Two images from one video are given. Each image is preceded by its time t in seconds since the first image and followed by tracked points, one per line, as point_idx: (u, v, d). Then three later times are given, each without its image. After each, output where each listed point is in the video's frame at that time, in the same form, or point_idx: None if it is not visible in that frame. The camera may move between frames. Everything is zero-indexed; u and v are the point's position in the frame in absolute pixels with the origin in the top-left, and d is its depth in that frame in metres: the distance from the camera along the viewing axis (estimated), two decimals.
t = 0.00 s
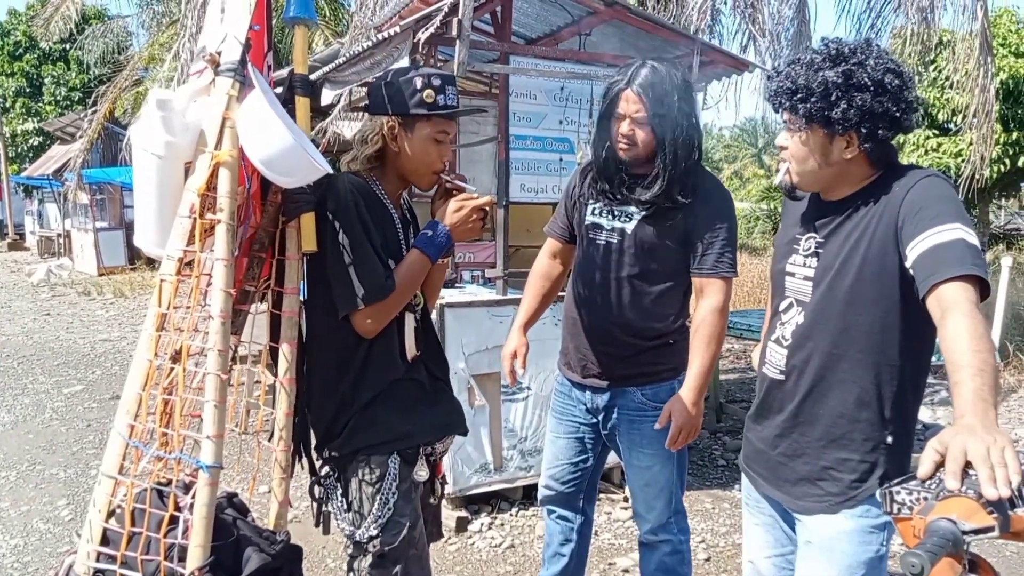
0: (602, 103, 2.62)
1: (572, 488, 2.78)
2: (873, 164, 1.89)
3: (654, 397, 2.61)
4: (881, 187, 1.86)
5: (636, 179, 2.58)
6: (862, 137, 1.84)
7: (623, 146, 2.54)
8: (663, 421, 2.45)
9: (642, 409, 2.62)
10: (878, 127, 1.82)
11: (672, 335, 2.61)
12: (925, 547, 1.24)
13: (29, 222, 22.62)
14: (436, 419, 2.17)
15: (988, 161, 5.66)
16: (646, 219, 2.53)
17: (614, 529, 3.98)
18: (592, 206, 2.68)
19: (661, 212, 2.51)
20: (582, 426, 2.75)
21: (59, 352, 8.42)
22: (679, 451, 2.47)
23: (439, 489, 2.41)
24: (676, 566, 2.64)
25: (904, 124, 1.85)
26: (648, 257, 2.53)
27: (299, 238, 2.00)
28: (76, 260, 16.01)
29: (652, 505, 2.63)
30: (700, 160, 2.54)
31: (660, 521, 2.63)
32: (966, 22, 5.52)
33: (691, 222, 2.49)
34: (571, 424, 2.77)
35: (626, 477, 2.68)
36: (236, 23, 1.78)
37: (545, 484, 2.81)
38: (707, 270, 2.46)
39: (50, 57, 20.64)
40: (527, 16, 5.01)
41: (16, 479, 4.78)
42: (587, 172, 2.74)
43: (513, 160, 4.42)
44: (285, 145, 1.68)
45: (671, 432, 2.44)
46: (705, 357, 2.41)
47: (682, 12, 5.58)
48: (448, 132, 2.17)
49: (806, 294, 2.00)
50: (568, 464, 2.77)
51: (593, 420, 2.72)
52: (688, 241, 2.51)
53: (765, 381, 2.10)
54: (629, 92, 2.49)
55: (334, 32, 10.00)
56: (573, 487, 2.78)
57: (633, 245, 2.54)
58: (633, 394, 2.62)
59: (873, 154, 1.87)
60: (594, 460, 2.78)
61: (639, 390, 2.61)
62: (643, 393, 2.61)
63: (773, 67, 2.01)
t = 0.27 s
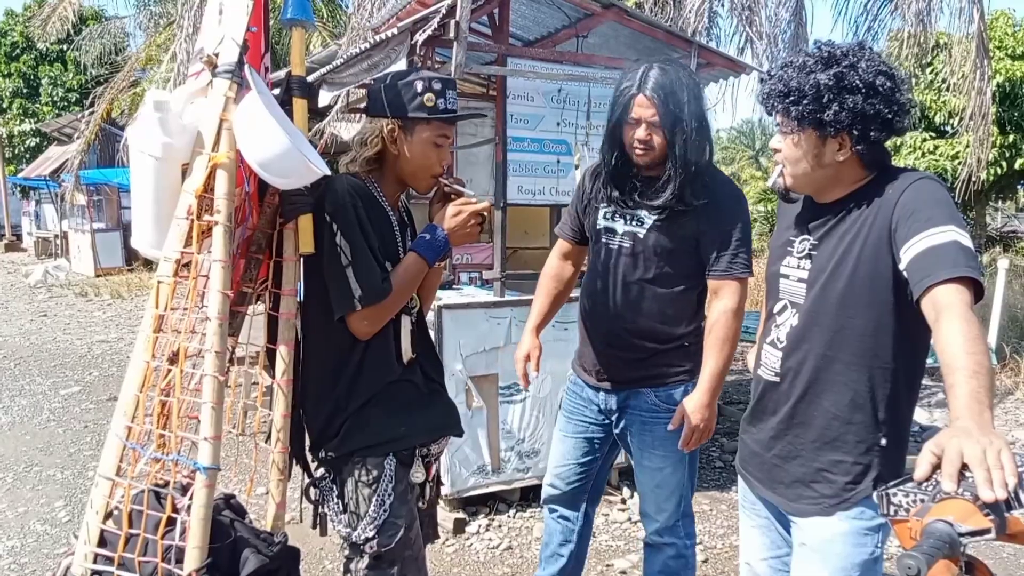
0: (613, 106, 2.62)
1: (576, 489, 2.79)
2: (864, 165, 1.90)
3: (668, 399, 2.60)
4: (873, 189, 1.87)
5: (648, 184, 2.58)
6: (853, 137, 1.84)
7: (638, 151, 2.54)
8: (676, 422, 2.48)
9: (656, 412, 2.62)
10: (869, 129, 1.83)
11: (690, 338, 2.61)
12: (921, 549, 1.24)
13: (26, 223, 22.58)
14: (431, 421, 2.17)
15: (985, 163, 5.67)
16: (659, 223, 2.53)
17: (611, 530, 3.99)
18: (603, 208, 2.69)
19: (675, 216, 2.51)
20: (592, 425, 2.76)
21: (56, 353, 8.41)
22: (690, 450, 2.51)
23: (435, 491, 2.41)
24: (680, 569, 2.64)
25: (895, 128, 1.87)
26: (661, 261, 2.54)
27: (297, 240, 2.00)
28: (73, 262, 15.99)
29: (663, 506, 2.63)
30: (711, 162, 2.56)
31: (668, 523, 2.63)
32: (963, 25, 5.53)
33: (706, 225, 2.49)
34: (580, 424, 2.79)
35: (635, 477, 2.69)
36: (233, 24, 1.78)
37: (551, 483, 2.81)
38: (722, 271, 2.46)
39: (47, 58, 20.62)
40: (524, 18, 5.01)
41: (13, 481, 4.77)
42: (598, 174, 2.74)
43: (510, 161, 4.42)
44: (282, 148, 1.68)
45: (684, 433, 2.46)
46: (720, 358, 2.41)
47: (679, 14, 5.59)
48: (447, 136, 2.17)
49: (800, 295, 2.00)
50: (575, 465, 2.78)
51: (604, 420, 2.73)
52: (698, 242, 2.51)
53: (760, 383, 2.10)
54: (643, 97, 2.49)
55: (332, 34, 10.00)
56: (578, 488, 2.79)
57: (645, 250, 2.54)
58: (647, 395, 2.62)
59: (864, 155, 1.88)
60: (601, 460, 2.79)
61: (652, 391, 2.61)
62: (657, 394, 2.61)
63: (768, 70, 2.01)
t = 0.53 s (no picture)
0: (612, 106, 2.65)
1: (600, 493, 2.77)
2: (846, 167, 1.90)
3: (686, 393, 2.63)
4: (864, 190, 1.87)
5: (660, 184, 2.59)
6: (819, 136, 1.87)
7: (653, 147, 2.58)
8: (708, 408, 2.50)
9: (674, 405, 2.63)
10: (835, 129, 1.84)
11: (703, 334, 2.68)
12: (918, 549, 1.24)
13: (23, 224, 22.54)
14: (427, 422, 2.17)
15: (982, 163, 5.68)
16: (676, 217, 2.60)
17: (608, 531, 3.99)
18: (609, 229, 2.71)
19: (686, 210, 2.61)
20: (608, 428, 2.74)
21: (52, 353, 8.39)
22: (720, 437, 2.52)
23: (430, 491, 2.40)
24: (685, 566, 2.65)
25: (880, 133, 1.84)
26: (680, 256, 2.58)
27: (294, 240, 1.99)
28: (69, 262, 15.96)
29: (675, 500, 2.63)
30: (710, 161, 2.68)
31: (677, 517, 2.63)
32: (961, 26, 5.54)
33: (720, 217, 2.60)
34: (595, 428, 2.76)
35: (646, 472, 2.69)
36: (231, 25, 1.78)
37: (574, 493, 2.78)
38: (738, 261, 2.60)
39: (44, 58, 20.58)
40: (522, 19, 5.01)
41: (9, 482, 4.76)
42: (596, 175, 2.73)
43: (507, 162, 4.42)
44: (278, 149, 1.68)
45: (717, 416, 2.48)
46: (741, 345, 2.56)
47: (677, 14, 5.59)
48: (450, 140, 2.17)
49: (792, 296, 2.00)
50: (596, 470, 2.76)
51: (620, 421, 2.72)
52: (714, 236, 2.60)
53: (755, 384, 2.10)
54: (660, 94, 2.56)
55: (329, 34, 9.99)
56: (601, 492, 2.78)
57: (665, 247, 2.58)
58: (665, 390, 2.62)
59: (837, 156, 1.89)
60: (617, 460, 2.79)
61: (672, 385, 2.62)
62: (675, 388, 2.62)
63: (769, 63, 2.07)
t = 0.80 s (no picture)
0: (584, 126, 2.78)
1: (625, 492, 2.80)
2: (835, 166, 1.90)
3: (701, 378, 2.75)
4: (851, 191, 1.88)
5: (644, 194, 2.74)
6: (803, 135, 1.88)
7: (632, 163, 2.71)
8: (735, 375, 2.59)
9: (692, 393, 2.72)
10: (815, 128, 1.85)
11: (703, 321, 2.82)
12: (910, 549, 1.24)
13: (17, 227, 22.48)
14: (422, 424, 2.17)
15: (975, 164, 5.70)
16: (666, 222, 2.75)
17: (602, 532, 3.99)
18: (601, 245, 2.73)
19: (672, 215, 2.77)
20: (631, 425, 2.77)
21: (47, 357, 8.37)
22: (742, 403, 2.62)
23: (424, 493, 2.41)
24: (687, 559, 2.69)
25: (863, 132, 1.84)
26: (675, 255, 2.73)
27: (288, 243, 1.99)
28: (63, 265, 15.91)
29: (691, 482, 2.71)
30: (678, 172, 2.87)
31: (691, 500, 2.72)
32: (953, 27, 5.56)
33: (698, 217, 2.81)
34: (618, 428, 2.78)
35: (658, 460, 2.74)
36: (225, 27, 1.77)
37: (601, 495, 2.78)
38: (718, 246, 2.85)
39: (38, 60, 20.55)
40: (516, 21, 5.02)
41: (3, 485, 4.74)
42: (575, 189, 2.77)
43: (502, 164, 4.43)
44: (273, 150, 1.68)
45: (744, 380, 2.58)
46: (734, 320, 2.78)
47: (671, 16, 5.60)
48: (446, 143, 2.17)
49: (783, 297, 2.01)
50: (621, 469, 2.78)
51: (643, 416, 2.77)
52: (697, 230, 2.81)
53: (747, 386, 2.11)
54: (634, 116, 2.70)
55: (324, 36, 10.00)
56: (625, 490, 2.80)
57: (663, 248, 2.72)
58: (685, 376, 2.73)
59: (824, 155, 1.89)
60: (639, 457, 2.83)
61: (689, 372, 2.73)
62: (692, 375, 2.73)
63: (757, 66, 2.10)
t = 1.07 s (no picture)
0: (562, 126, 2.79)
1: (631, 481, 2.84)
2: (820, 167, 1.91)
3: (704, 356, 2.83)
4: (835, 191, 1.89)
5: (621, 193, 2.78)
6: (785, 137, 1.89)
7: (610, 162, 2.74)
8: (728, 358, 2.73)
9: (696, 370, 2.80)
10: (795, 129, 1.87)
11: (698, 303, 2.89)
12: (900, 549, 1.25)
13: (10, 227, 22.39)
14: (417, 424, 2.17)
15: (968, 165, 5.72)
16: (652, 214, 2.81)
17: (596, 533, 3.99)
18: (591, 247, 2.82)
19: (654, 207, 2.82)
20: (638, 413, 2.82)
21: (40, 357, 8.34)
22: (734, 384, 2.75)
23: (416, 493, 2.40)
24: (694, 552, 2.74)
25: (844, 130, 1.84)
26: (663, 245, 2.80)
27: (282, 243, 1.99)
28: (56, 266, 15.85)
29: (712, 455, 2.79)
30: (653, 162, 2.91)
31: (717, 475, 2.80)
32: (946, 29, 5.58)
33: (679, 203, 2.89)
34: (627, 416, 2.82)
35: (678, 438, 2.82)
36: (218, 27, 1.77)
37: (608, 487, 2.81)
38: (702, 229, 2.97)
39: (31, 60, 20.48)
40: (510, 21, 5.02)
41: None
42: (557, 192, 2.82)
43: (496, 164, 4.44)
44: (267, 151, 1.67)
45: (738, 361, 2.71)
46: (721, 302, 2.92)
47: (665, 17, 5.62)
48: (440, 141, 2.17)
49: (773, 297, 2.01)
50: (629, 458, 2.82)
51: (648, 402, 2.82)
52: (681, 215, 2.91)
53: (738, 385, 2.11)
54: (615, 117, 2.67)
55: (319, 37, 9.99)
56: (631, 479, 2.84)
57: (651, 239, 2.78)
58: (688, 355, 2.80)
59: (808, 157, 1.90)
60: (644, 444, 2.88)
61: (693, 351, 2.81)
62: (695, 353, 2.81)
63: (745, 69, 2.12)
